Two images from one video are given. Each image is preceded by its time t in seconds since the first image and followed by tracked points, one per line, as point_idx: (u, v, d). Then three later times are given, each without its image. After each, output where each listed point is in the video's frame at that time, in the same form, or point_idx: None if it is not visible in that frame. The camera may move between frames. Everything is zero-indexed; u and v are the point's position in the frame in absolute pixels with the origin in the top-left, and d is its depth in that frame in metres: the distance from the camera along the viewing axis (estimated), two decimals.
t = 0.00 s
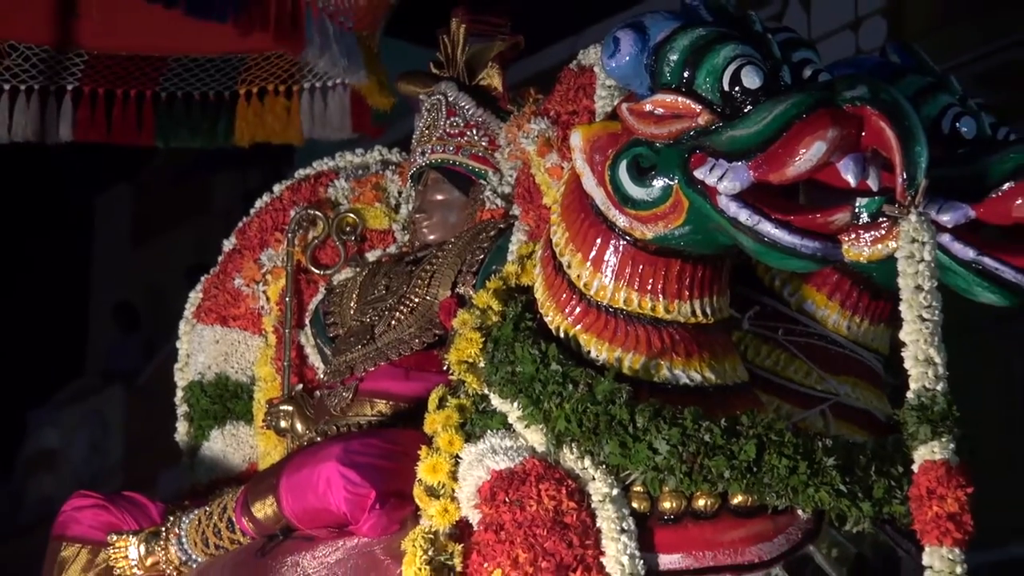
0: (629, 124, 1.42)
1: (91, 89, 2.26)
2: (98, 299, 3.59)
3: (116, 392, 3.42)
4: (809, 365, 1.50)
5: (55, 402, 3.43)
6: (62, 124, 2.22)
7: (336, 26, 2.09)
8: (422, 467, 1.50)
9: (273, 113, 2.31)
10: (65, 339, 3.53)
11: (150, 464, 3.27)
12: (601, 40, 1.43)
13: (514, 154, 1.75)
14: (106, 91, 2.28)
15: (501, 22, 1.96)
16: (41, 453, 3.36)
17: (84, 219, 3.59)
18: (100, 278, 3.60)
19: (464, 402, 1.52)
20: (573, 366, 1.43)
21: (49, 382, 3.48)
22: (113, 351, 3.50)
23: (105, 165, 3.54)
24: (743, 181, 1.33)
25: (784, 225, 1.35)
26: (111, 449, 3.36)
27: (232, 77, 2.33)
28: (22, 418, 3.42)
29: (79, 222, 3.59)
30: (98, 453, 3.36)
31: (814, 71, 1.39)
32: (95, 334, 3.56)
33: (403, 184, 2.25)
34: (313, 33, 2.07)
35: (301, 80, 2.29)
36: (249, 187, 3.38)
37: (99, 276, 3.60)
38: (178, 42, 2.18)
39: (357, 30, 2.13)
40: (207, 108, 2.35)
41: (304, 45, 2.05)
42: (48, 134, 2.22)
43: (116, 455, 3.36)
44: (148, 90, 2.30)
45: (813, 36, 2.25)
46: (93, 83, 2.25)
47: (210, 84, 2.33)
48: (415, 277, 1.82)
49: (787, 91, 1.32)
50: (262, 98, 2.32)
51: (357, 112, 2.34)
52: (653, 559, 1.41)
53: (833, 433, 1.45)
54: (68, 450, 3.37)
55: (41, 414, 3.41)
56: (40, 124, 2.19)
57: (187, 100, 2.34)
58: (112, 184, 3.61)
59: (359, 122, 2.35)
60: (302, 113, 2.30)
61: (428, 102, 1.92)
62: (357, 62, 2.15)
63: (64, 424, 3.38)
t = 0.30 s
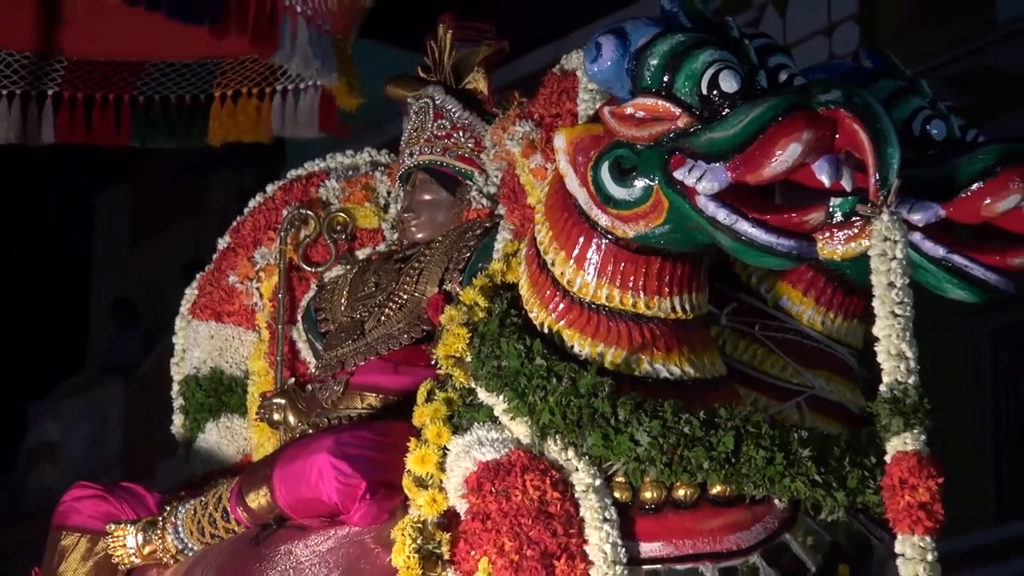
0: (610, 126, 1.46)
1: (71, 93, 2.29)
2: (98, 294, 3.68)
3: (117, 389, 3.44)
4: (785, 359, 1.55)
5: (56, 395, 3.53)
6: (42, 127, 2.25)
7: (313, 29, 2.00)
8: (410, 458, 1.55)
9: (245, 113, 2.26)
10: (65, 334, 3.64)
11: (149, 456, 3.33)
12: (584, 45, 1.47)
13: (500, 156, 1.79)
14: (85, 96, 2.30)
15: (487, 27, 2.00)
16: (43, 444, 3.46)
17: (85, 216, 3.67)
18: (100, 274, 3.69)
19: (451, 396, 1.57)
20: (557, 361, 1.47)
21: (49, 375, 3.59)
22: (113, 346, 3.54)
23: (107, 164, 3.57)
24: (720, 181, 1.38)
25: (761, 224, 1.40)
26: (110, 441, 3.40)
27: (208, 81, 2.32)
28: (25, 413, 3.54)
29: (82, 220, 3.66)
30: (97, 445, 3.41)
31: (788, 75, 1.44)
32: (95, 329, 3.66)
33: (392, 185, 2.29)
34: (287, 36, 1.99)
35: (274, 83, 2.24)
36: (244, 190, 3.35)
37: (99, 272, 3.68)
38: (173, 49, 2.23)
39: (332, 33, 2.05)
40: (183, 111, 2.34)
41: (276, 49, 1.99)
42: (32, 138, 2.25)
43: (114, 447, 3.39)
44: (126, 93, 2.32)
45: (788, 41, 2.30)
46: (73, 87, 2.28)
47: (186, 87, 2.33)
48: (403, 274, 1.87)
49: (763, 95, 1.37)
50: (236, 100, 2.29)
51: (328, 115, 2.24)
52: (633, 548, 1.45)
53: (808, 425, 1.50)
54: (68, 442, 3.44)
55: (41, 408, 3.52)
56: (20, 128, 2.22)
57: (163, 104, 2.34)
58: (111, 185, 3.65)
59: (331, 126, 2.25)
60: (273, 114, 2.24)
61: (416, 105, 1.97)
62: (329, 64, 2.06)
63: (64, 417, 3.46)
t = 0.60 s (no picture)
0: (598, 129, 1.51)
1: (60, 103, 2.37)
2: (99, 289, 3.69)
3: (118, 383, 3.51)
4: (767, 356, 1.61)
5: (61, 387, 3.58)
6: (31, 134, 2.32)
7: (296, 35, 2.03)
8: (405, 451, 1.59)
9: (229, 120, 2.34)
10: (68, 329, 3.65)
11: (153, 448, 3.38)
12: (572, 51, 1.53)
13: (491, 158, 1.84)
14: (73, 105, 2.38)
15: (477, 34, 2.03)
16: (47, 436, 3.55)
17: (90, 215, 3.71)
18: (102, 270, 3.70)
19: (444, 391, 1.62)
20: (546, 357, 1.52)
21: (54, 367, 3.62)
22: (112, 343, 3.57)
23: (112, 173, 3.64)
24: (705, 183, 1.43)
25: (744, 224, 1.45)
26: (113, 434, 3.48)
27: (192, 90, 2.39)
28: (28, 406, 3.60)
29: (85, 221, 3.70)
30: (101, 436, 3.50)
31: (770, 80, 1.50)
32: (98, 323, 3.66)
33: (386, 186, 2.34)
34: (276, 40, 2.00)
35: (256, 91, 2.33)
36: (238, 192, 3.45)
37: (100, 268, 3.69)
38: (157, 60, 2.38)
39: (316, 39, 2.07)
40: (167, 119, 2.40)
41: (267, 52, 2.01)
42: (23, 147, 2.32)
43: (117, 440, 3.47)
44: (113, 101, 2.39)
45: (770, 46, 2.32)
46: (61, 97, 2.37)
47: (171, 96, 2.40)
48: (398, 274, 1.92)
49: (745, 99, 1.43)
50: (220, 107, 2.36)
51: (310, 120, 2.28)
52: (620, 538, 1.49)
53: (789, 418, 1.56)
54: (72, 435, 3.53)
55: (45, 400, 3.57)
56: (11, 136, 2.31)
57: (148, 112, 2.40)
58: (112, 186, 3.70)
59: (314, 133, 2.29)
60: (257, 121, 2.31)
61: (410, 109, 2.01)
62: (309, 66, 2.06)
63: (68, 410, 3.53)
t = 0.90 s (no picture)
0: (586, 132, 1.56)
1: (74, 109, 2.40)
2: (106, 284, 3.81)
3: (119, 377, 3.60)
4: (749, 351, 1.66)
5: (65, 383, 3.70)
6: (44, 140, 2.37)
7: (292, 39, 2.05)
8: (398, 442, 1.64)
9: (235, 125, 2.35)
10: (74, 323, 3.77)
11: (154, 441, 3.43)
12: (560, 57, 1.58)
13: (482, 159, 1.89)
14: (88, 111, 2.40)
15: (469, 38, 2.09)
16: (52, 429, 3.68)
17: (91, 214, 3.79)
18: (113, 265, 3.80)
19: (436, 385, 1.65)
20: (535, 352, 1.57)
21: (55, 366, 3.73)
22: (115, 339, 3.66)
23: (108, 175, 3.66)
24: (689, 184, 1.48)
25: (727, 224, 1.51)
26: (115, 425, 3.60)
27: (201, 95, 2.40)
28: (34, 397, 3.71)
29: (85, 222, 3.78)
30: (103, 430, 3.62)
31: (752, 85, 1.55)
32: (99, 319, 3.80)
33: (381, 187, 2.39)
34: (269, 43, 2.01)
35: (262, 96, 2.33)
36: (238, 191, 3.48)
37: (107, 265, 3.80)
38: (164, 63, 2.38)
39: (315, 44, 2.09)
40: (176, 124, 2.41)
41: (258, 56, 2.02)
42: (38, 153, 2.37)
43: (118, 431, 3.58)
44: (125, 107, 2.41)
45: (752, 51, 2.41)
46: (75, 102, 2.39)
47: (180, 102, 2.40)
48: (391, 271, 1.98)
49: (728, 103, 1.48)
50: (228, 112, 2.36)
51: (310, 123, 2.32)
52: (607, 527, 1.54)
53: (770, 412, 1.61)
54: (75, 428, 3.66)
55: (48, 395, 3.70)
56: (25, 141, 2.36)
57: (159, 118, 2.41)
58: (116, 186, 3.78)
59: (314, 135, 2.33)
60: (261, 125, 2.32)
61: (404, 112, 2.06)
62: (305, 70, 2.07)
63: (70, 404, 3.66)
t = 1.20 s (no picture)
0: (574, 132, 1.62)
1: (93, 110, 2.54)
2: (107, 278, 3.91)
3: (120, 367, 3.70)
4: (732, 344, 1.71)
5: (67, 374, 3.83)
6: (66, 141, 2.50)
7: (309, 49, 2.24)
8: (392, 431, 1.69)
9: (252, 130, 2.50)
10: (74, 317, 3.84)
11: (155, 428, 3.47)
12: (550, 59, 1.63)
13: (473, 158, 1.93)
14: (106, 113, 2.55)
15: (461, 40, 2.14)
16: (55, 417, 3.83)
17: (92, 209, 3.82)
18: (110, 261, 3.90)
19: (429, 375, 1.71)
20: (525, 345, 1.62)
21: (57, 359, 3.82)
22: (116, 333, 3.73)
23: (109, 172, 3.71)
24: (674, 182, 1.53)
25: (710, 221, 1.56)
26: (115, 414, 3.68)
27: (216, 100, 2.54)
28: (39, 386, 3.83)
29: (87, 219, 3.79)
30: (105, 418, 3.72)
31: (735, 86, 1.60)
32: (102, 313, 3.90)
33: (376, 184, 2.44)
34: (288, 54, 2.21)
35: (277, 102, 2.49)
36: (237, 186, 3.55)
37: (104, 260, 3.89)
38: (181, 67, 2.53)
39: (329, 54, 2.28)
40: (192, 127, 2.56)
41: (280, 65, 2.22)
42: (56, 150, 2.50)
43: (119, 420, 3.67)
44: (143, 110, 2.56)
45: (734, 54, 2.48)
46: (94, 104, 2.54)
47: (197, 106, 2.55)
48: (385, 265, 2.02)
49: (711, 104, 1.53)
50: (243, 117, 2.51)
51: (325, 128, 2.50)
52: (594, 514, 1.59)
53: (752, 403, 1.68)
54: (77, 416, 3.79)
55: (52, 384, 3.82)
56: (48, 141, 2.48)
57: (175, 120, 2.56)
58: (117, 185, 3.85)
59: (329, 141, 2.52)
60: (277, 131, 2.48)
61: (398, 112, 2.11)
62: (319, 80, 2.27)
63: (72, 393, 3.79)
